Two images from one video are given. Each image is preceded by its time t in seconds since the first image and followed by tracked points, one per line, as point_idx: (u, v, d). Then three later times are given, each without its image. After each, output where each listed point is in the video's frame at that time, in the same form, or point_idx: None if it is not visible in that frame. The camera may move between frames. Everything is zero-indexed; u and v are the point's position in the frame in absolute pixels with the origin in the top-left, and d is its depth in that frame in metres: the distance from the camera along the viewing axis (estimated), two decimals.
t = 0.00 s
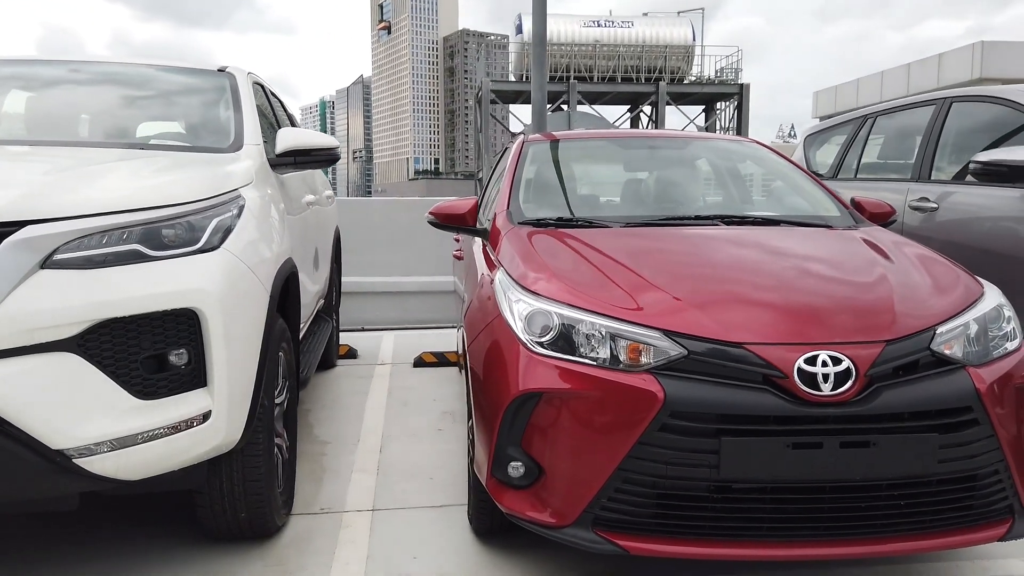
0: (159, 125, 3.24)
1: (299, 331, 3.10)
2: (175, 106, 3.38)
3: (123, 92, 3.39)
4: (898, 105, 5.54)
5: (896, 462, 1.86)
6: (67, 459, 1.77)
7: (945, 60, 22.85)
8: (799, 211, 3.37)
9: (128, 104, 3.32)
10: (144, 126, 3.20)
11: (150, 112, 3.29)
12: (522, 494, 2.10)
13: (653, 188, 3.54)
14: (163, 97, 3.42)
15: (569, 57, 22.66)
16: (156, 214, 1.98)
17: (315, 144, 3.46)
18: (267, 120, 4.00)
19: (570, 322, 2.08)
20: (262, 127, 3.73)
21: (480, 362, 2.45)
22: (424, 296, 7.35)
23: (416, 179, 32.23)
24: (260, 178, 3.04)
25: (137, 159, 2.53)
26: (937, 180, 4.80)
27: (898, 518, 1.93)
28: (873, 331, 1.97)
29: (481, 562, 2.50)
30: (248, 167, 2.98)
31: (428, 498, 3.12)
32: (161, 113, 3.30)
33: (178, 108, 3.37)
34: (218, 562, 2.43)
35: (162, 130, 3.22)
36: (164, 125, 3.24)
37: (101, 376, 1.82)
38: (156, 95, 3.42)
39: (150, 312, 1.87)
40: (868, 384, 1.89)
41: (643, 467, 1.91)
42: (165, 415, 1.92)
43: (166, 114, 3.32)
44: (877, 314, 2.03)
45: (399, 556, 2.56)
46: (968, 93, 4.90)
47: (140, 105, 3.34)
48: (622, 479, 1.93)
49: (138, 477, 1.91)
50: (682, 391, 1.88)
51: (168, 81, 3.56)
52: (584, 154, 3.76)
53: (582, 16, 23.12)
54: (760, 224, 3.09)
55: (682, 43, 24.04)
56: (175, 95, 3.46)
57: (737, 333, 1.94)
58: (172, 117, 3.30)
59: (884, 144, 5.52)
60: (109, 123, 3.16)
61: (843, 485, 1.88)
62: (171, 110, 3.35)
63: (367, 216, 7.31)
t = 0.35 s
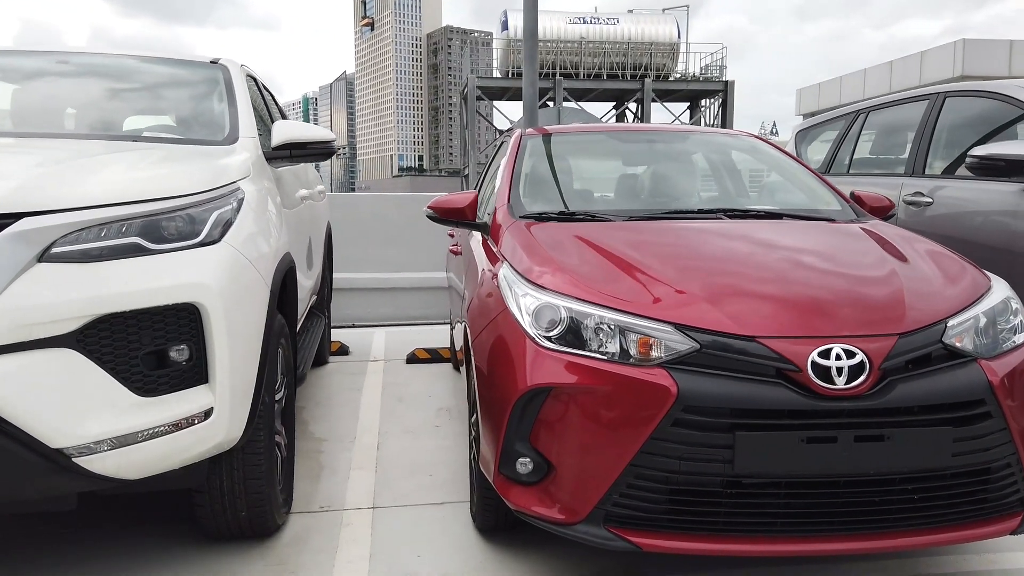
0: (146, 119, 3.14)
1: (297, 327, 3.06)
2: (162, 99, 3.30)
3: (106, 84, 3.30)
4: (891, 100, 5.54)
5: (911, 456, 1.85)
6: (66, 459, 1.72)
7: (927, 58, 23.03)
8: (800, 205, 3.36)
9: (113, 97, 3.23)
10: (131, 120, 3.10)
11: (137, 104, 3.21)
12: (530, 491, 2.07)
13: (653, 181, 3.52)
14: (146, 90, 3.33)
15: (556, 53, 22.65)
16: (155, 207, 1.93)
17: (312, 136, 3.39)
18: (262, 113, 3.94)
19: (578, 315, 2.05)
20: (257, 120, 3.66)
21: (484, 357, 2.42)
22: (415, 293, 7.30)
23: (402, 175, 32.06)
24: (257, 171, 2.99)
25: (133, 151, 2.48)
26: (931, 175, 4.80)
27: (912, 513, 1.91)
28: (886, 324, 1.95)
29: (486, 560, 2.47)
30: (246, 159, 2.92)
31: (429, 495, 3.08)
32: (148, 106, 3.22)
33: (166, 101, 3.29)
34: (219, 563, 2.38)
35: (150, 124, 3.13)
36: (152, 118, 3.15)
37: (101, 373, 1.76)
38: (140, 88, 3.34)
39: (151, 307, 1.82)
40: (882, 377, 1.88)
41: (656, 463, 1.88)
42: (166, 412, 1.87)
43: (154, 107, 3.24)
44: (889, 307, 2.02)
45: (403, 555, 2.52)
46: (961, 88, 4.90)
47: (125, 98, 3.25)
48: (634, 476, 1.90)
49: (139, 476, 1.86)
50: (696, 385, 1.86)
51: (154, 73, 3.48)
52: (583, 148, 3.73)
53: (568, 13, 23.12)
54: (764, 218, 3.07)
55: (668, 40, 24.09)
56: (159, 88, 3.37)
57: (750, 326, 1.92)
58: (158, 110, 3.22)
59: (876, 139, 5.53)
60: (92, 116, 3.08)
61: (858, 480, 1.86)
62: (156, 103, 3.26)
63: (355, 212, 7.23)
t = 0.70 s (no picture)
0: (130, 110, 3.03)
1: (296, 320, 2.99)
2: (150, 87, 3.20)
3: (90, 72, 3.20)
4: (888, 92, 5.51)
5: (934, 448, 1.82)
6: (66, 455, 1.65)
7: (912, 53, 23.16)
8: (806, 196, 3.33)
9: (97, 85, 3.13)
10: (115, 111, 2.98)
11: (124, 92, 3.12)
12: (544, 486, 2.03)
13: (657, 172, 3.48)
14: (132, 78, 3.23)
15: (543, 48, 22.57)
16: (156, 194, 1.86)
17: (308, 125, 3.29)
18: (256, 102, 3.86)
19: (592, 306, 2.00)
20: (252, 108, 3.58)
21: (492, 349, 2.36)
22: (407, 288, 7.22)
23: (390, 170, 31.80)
24: (255, 160, 2.91)
25: (128, 139, 2.40)
26: (930, 167, 4.77)
27: (934, 505, 1.88)
28: (908, 314, 1.91)
29: (495, 557, 2.41)
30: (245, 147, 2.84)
31: (432, 491, 3.03)
32: (135, 94, 3.13)
33: (154, 90, 3.20)
34: (220, 562, 2.31)
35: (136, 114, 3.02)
36: (139, 108, 3.05)
37: (101, 366, 1.69)
38: (125, 76, 3.24)
39: (153, 297, 1.75)
40: (905, 367, 1.84)
41: (675, 456, 1.84)
42: (169, 407, 1.80)
43: (142, 95, 3.14)
44: (909, 296, 1.98)
45: (409, 552, 2.47)
46: (960, 80, 4.87)
47: (109, 86, 3.16)
48: (653, 470, 1.86)
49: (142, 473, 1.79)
50: (716, 376, 1.81)
51: (140, 61, 3.38)
52: (585, 138, 3.68)
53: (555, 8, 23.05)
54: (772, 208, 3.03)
55: (655, 35, 24.07)
56: (146, 76, 3.27)
57: (770, 315, 1.87)
58: (146, 98, 3.13)
59: (873, 132, 5.50)
60: (77, 104, 2.98)
61: (880, 472, 1.83)
62: (143, 92, 3.17)
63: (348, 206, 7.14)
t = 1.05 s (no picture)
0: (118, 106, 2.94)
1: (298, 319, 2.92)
2: (137, 81, 3.12)
3: (75, 65, 3.11)
4: (887, 88, 5.47)
5: (962, 450, 1.78)
6: (71, 463, 1.58)
7: (898, 50, 23.26)
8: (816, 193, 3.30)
9: (81, 78, 3.04)
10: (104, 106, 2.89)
11: (110, 86, 3.03)
12: (561, 490, 1.98)
13: (663, 168, 3.44)
14: (117, 71, 3.15)
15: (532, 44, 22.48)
16: (160, 190, 1.80)
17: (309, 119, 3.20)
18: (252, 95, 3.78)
19: (610, 305, 1.95)
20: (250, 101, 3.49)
21: (503, 349, 2.31)
22: (400, 285, 7.14)
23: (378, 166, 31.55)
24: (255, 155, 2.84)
25: (127, 133, 2.32)
26: (931, 163, 4.74)
27: (960, 508, 1.85)
28: (933, 313, 1.88)
29: (507, 561, 2.36)
30: (242, 139, 2.76)
31: (436, 493, 2.97)
32: (121, 87, 3.04)
33: (143, 83, 3.12)
34: (225, 569, 2.24)
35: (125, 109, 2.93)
36: (130, 103, 2.96)
37: (106, 370, 1.62)
38: (110, 69, 3.15)
39: (159, 297, 1.69)
40: (931, 368, 1.81)
41: (699, 460, 1.80)
42: (176, 411, 1.74)
43: (129, 88, 3.06)
44: (933, 294, 1.94)
45: (419, 557, 2.42)
46: (960, 75, 4.84)
47: (95, 79, 3.07)
48: (676, 474, 1.82)
49: (148, 480, 1.72)
50: (741, 377, 1.77)
51: (125, 53, 3.30)
52: (589, 134, 3.63)
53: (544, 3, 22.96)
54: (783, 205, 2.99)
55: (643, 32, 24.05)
56: (132, 69, 3.19)
57: (795, 315, 1.83)
58: (134, 92, 3.04)
59: (872, 127, 5.47)
60: (63, 98, 2.89)
61: (907, 475, 1.79)
62: (128, 85, 3.08)
63: (337, 202, 7.03)
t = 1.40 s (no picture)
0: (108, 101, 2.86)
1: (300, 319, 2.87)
2: (126, 76, 3.05)
3: (60, 59, 3.04)
4: (882, 86, 5.44)
5: (983, 450, 1.77)
6: (78, 469, 1.54)
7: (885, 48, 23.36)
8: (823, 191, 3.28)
9: (68, 73, 2.97)
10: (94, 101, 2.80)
11: (98, 81, 2.96)
12: (576, 493, 1.95)
13: (667, 166, 3.42)
14: (103, 66, 3.07)
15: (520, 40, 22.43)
16: (166, 188, 1.74)
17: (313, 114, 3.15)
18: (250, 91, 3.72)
19: (625, 304, 1.92)
20: (247, 96, 3.43)
21: (512, 349, 2.27)
22: (393, 283, 7.09)
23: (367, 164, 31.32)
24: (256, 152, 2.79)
25: (127, 129, 2.27)
26: (928, 161, 4.73)
27: (979, 508, 1.84)
28: (952, 312, 1.86)
29: (517, 564, 2.33)
30: (240, 134, 2.69)
31: (439, 495, 2.93)
32: (109, 83, 2.97)
33: (132, 78, 3.05)
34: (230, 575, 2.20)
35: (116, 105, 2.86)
36: (123, 99, 2.89)
37: (113, 372, 1.58)
38: (97, 64, 3.07)
39: (166, 298, 1.64)
40: (951, 367, 1.79)
41: (718, 462, 1.78)
42: (184, 415, 1.69)
43: (117, 84, 2.99)
44: (952, 293, 1.92)
45: (427, 560, 2.38)
46: (957, 73, 4.83)
47: (81, 74, 2.99)
48: (695, 476, 1.80)
49: (156, 486, 1.68)
50: (761, 378, 1.75)
51: (111, 47, 3.22)
52: (592, 131, 3.60)
53: None
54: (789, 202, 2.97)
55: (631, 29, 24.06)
56: (120, 63, 3.12)
57: (814, 314, 1.81)
58: (123, 87, 2.97)
59: (867, 124, 5.45)
60: (50, 93, 2.81)
61: (927, 476, 1.78)
62: (115, 80, 3.00)
63: (328, 200, 6.94)
